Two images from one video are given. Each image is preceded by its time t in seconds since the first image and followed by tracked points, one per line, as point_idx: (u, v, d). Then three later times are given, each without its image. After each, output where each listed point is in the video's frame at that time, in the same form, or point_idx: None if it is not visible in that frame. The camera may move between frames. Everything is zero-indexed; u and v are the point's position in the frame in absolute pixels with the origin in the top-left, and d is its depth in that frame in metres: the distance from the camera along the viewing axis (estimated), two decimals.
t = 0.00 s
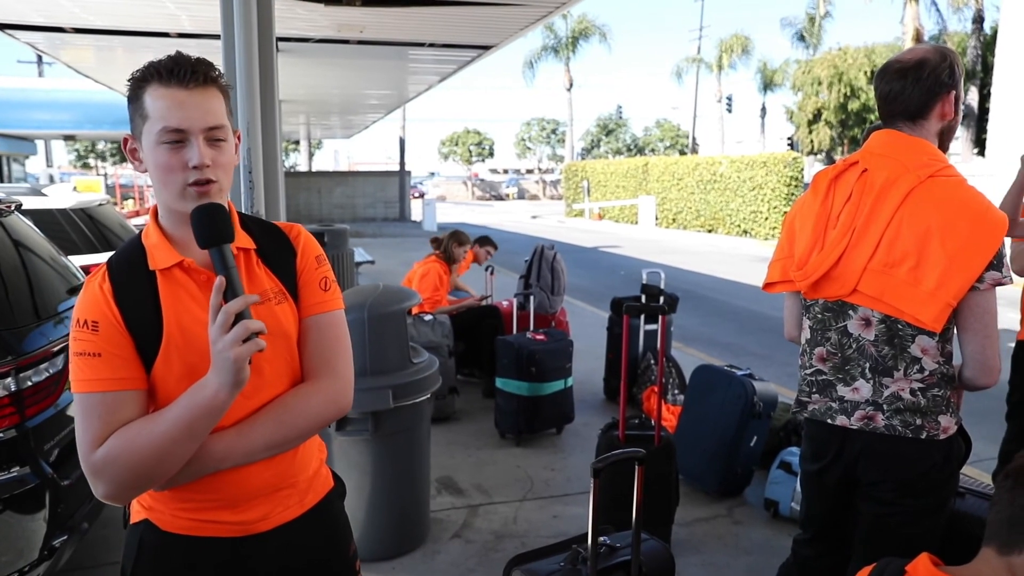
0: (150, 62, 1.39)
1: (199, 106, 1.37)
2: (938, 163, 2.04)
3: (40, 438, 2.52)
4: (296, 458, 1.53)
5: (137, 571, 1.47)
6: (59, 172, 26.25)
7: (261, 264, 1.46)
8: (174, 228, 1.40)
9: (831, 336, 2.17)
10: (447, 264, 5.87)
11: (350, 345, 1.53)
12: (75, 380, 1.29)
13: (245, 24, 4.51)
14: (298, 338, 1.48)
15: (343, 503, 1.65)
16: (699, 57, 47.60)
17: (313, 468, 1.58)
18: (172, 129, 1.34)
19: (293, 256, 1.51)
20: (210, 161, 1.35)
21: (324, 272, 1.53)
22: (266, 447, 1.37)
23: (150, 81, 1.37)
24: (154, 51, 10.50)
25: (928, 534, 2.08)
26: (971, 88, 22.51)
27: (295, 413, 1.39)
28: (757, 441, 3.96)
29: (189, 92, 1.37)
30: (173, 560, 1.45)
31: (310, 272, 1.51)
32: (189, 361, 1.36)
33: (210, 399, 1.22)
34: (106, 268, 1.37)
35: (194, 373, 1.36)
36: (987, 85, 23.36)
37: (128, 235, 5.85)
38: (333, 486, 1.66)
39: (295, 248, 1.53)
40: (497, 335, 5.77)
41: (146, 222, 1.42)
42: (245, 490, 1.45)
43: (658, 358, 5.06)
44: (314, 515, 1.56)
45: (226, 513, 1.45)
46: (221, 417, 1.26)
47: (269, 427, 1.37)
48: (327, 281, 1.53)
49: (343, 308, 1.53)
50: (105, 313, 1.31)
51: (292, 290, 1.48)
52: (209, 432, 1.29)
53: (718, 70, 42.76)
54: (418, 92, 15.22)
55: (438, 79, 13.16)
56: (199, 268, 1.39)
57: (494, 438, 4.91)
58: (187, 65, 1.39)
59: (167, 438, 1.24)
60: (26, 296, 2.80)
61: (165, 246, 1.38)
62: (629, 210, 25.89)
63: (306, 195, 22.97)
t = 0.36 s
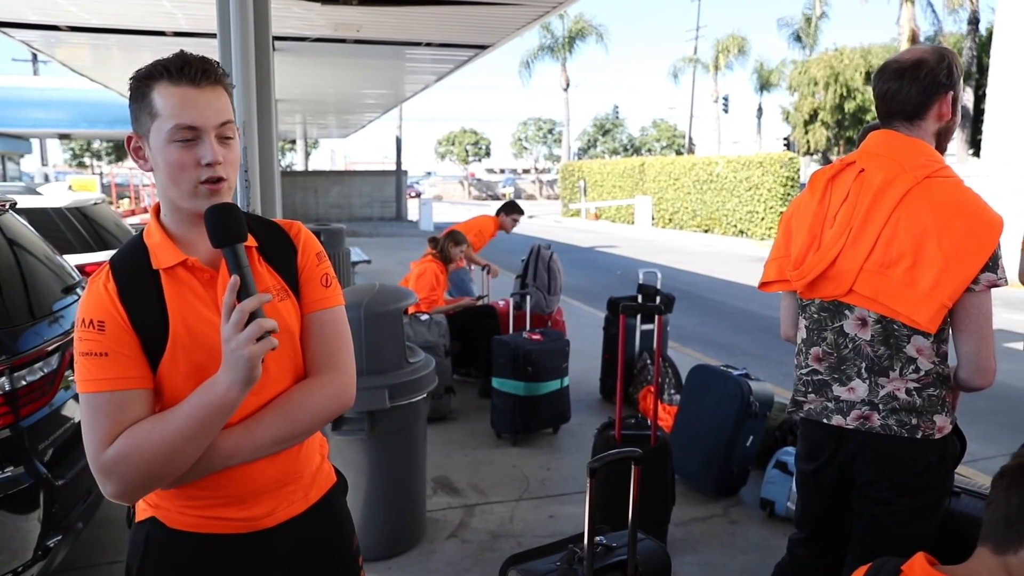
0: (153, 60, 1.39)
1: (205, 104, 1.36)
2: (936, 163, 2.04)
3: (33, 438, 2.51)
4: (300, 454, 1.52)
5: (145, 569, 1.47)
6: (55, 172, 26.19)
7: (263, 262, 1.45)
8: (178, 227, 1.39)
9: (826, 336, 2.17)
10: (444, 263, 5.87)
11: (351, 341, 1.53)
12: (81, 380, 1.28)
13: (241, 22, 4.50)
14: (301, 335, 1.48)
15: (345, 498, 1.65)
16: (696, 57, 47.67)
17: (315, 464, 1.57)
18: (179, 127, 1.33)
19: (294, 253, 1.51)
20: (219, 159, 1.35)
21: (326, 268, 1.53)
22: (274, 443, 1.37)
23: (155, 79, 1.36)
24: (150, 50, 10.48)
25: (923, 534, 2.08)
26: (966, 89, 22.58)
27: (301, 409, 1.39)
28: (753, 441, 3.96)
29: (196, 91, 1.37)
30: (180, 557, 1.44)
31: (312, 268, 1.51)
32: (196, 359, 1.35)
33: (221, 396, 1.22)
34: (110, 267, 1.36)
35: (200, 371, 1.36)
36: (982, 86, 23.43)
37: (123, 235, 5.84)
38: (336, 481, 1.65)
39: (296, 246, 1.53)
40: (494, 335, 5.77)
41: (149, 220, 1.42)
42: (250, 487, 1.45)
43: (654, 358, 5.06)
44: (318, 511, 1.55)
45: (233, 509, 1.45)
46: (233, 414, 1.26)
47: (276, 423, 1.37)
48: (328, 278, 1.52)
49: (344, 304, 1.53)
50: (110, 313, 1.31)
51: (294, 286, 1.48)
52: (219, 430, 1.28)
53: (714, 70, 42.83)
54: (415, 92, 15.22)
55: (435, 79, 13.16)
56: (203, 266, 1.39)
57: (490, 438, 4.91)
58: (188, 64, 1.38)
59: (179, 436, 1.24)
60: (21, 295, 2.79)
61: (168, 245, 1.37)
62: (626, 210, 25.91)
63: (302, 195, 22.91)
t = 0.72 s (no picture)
0: (150, 59, 1.38)
1: (200, 103, 1.36)
2: (929, 163, 2.04)
3: (27, 438, 2.50)
4: (291, 454, 1.52)
5: (133, 565, 1.46)
6: (48, 170, 26.09)
7: (256, 262, 1.45)
8: (170, 225, 1.39)
9: (821, 334, 2.18)
10: (439, 262, 5.83)
11: (344, 343, 1.52)
12: (70, 375, 1.28)
13: (235, 19, 4.48)
14: (293, 334, 1.47)
15: (337, 498, 1.64)
16: (691, 56, 47.71)
17: (307, 464, 1.57)
18: (171, 125, 1.33)
19: (288, 253, 1.50)
20: (208, 158, 1.34)
21: (319, 270, 1.52)
22: (261, 442, 1.36)
23: (151, 78, 1.36)
24: (143, 48, 10.44)
25: (917, 531, 2.09)
26: (960, 88, 22.64)
27: (290, 409, 1.39)
28: (748, 439, 3.97)
29: (191, 90, 1.36)
30: (168, 554, 1.44)
31: (305, 269, 1.51)
32: (186, 356, 1.34)
33: (206, 394, 1.21)
34: (101, 263, 1.35)
35: (190, 369, 1.35)
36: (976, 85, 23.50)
37: (117, 234, 5.82)
38: (328, 481, 1.65)
39: (291, 246, 1.52)
40: (489, 334, 5.77)
41: (142, 218, 1.41)
42: (240, 485, 1.44)
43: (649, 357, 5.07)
44: (309, 510, 1.55)
45: (220, 507, 1.44)
46: (218, 412, 1.25)
47: (264, 422, 1.36)
48: (322, 279, 1.52)
49: (338, 305, 1.52)
50: (101, 308, 1.30)
51: (287, 287, 1.47)
52: (204, 428, 1.28)
53: (709, 69, 42.85)
54: (410, 91, 15.19)
55: (430, 77, 13.14)
56: (195, 265, 1.38)
57: (485, 437, 4.91)
58: (183, 63, 1.37)
59: (164, 433, 1.23)
60: (13, 294, 2.78)
61: (162, 243, 1.37)
62: (621, 209, 25.91)
63: (297, 194, 22.85)
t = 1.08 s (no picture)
0: (151, 64, 1.38)
1: (201, 108, 1.36)
2: (930, 168, 2.04)
3: (24, 443, 2.49)
4: (282, 458, 1.51)
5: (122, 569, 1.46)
6: (47, 174, 26.08)
7: (248, 267, 1.44)
8: (164, 230, 1.38)
9: (823, 340, 2.18)
10: (438, 266, 5.80)
11: (336, 348, 1.52)
12: (60, 378, 1.28)
13: (234, 24, 4.48)
14: (284, 340, 1.47)
15: (329, 502, 1.64)
16: (689, 61, 47.83)
17: (298, 468, 1.56)
18: (174, 129, 1.33)
19: (280, 258, 1.50)
20: (212, 162, 1.35)
21: (312, 275, 1.52)
22: (250, 447, 1.36)
23: (151, 83, 1.36)
24: (142, 53, 10.44)
25: (916, 537, 2.09)
26: (958, 93, 22.72)
27: (280, 414, 1.38)
28: (747, 444, 3.96)
29: (193, 95, 1.36)
30: (157, 558, 1.43)
31: (297, 274, 1.50)
32: (176, 360, 1.34)
33: (194, 399, 1.21)
34: (94, 267, 1.35)
35: (180, 373, 1.35)
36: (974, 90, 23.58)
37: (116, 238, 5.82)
38: (319, 486, 1.64)
39: (283, 251, 1.52)
40: (488, 339, 5.78)
41: (136, 222, 1.41)
42: (230, 490, 1.44)
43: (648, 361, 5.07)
44: (300, 515, 1.54)
45: (210, 511, 1.44)
46: (206, 417, 1.25)
47: (254, 427, 1.36)
48: (315, 284, 1.51)
49: (330, 311, 1.52)
50: (92, 312, 1.30)
51: (278, 292, 1.47)
52: (193, 432, 1.27)
53: (708, 74, 42.97)
54: (409, 95, 15.21)
55: (429, 82, 13.15)
56: (187, 269, 1.38)
57: (483, 442, 4.90)
58: (184, 68, 1.37)
59: (152, 437, 1.23)
60: (11, 299, 2.77)
61: (154, 247, 1.36)
62: (620, 214, 25.93)
63: (296, 198, 22.83)
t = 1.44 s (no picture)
0: (150, 64, 1.38)
1: (198, 107, 1.36)
2: (940, 166, 2.04)
3: (30, 441, 2.50)
4: (280, 456, 1.52)
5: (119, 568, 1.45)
6: (52, 174, 26.13)
7: (248, 265, 1.45)
8: (164, 228, 1.39)
9: (831, 338, 2.17)
10: (442, 265, 5.82)
11: (334, 346, 1.52)
12: (60, 375, 1.28)
13: (238, 23, 4.48)
14: (283, 338, 1.48)
15: (326, 500, 1.64)
16: (693, 59, 47.75)
17: (295, 467, 1.57)
18: (172, 127, 1.33)
19: (279, 256, 1.50)
20: (207, 160, 1.34)
21: (310, 274, 1.53)
22: (250, 445, 1.36)
23: (152, 81, 1.36)
24: (146, 52, 10.45)
25: (922, 536, 2.08)
26: (963, 91, 22.64)
27: (280, 412, 1.39)
28: (751, 443, 3.96)
29: (191, 93, 1.37)
30: (155, 557, 1.43)
31: (297, 273, 1.51)
32: (177, 357, 1.34)
33: (198, 395, 1.21)
34: (94, 265, 1.35)
35: (180, 369, 1.35)
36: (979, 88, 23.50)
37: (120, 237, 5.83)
38: (316, 485, 1.65)
39: (283, 250, 1.52)
40: (492, 338, 5.78)
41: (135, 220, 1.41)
42: (229, 488, 1.44)
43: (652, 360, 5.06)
44: (298, 514, 1.55)
45: (209, 510, 1.44)
46: (209, 413, 1.25)
47: (254, 425, 1.36)
48: (314, 283, 1.52)
49: (329, 310, 1.52)
50: (93, 309, 1.30)
51: (278, 290, 1.47)
52: (195, 429, 1.28)
53: (712, 72, 42.89)
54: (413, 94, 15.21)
55: (433, 81, 13.15)
56: (188, 267, 1.38)
57: (487, 440, 4.90)
58: (184, 67, 1.38)
59: (155, 434, 1.23)
60: (16, 298, 2.78)
61: (154, 244, 1.37)
62: (623, 212, 25.91)
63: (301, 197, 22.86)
